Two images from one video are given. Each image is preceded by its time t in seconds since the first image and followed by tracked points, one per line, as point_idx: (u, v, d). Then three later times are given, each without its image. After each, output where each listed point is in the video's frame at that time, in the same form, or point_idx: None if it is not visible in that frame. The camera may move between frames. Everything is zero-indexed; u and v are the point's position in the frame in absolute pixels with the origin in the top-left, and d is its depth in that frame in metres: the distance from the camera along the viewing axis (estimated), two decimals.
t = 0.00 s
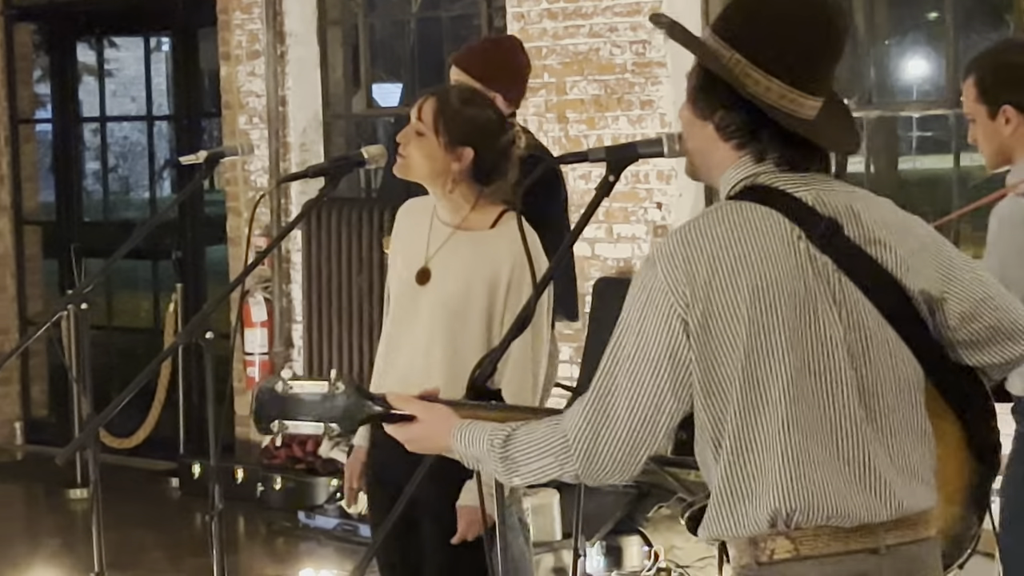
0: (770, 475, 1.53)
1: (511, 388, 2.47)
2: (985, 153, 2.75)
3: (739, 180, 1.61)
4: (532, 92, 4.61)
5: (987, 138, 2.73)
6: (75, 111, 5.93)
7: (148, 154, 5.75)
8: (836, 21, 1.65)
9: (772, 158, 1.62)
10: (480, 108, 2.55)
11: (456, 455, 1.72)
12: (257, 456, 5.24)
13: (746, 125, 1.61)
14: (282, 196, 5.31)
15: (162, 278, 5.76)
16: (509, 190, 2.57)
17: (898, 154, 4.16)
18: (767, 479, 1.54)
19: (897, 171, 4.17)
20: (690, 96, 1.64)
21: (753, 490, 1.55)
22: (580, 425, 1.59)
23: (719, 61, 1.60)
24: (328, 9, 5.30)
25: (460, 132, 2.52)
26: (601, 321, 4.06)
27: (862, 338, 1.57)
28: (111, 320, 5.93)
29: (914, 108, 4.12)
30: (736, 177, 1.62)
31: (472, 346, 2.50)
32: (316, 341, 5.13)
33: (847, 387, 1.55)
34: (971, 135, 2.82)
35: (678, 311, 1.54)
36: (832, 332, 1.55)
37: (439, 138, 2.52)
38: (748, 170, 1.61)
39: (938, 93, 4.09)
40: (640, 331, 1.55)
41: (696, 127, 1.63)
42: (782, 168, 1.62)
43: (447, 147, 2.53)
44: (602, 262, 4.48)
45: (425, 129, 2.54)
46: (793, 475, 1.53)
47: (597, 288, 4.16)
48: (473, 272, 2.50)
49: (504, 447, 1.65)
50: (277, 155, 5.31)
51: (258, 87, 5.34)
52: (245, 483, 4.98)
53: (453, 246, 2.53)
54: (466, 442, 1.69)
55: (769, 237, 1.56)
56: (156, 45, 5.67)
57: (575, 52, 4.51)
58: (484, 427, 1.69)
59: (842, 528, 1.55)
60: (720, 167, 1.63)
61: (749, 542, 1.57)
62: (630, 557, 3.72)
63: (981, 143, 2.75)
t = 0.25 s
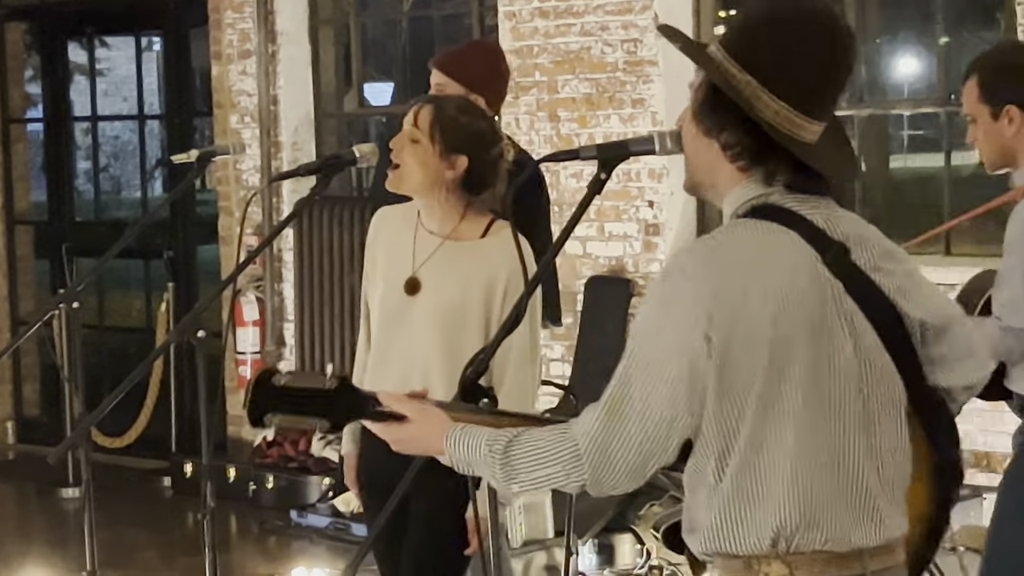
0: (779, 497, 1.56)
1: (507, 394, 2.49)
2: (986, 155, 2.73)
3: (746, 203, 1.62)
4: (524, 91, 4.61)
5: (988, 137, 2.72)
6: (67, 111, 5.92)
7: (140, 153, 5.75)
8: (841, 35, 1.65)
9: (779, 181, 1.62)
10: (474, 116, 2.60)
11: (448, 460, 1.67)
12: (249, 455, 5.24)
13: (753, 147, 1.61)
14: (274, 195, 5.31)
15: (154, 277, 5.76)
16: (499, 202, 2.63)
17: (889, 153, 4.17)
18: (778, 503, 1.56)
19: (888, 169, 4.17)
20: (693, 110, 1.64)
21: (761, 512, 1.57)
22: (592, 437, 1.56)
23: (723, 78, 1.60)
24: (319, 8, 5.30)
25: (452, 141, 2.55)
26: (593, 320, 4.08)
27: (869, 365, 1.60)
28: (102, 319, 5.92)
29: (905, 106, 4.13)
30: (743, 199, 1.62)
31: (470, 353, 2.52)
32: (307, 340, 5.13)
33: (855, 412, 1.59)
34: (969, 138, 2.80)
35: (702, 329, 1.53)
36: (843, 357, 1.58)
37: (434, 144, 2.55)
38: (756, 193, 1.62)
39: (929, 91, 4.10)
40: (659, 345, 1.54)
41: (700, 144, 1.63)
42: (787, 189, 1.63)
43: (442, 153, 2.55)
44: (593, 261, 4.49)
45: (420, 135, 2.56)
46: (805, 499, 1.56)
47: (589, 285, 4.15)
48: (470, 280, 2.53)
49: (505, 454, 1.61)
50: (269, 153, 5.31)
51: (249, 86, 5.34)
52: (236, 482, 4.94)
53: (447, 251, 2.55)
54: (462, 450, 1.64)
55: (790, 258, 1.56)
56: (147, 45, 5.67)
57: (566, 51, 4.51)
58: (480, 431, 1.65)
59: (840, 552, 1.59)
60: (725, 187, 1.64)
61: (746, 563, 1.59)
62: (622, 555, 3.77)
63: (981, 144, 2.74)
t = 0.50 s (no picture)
0: (827, 467, 1.65)
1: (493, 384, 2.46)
2: (983, 150, 2.75)
3: (767, 172, 1.70)
4: (511, 90, 4.61)
5: (987, 137, 2.73)
6: (54, 111, 5.90)
7: (127, 153, 5.74)
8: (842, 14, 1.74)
9: (806, 156, 1.72)
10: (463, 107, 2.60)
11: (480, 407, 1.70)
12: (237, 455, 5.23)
13: (774, 122, 1.69)
14: (261, 194, 5.31)
15: (141, 276, 5.75)
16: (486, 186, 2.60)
17: (876, 150, 4.18)
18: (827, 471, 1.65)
19: (875, 167, 4.18)
20: (708, 88, 1.69)
21: (808, 479, 1.65)
22: (656, 393, 1.59)
23: (746, 56, 1.65)
24: (306, 7, 5.29)
25: (446, 124, 2.55)
26: (581, 320, 4.09)
27: (895, 341, 1.72)
28: (90, 319, 5.91)
29: (892, 104, 4.14)
30: (764, 170, 1.70)
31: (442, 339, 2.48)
32: (295, 339, 5.13)
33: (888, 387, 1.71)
34: (963, 132, 2.81)
35: (770, 290, 1.60)
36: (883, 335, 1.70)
37: (425, 130, 2.54)
38: (776, 164, 1.70)
39: (917, 90, 4.11)
40: (728, 309, 1.60)
41: (717, 120, 1.70)
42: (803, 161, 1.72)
43: (433, 138, 2.55)
44: (581, 259, 4.49)
45: (411, 120, 2.55)
46: (853, 469, 1.66)
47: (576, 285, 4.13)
48: (445, 266, 2.47)
49: (556, 406, 1.63)
50: (257, 152, 5.32)
51: (237, 85, 5.33)
52: (224, 481, 4.93)
53: (428, 235, 2.51)
54: (505, 399, 1.67)
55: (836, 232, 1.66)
56: (134, 44, 5.66)
57: (553, 49, 4.51)
58: (521, 382, 1.67)
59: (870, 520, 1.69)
60: (745, 158, 1.71)
61: (786, 528, 1.67)
62: (610, 553, 3.72)
63: (978, 143, 2.75)
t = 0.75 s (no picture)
0: (870, 449, 1.72)
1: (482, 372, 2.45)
2: (964, 136, 2.76)
3: (758, 169, 1.73)
4: (495, 89, 4.61)
5: (969, 122, 2.75)
6: (36, 112, 5.89)
7: (110, 152, 5.73)
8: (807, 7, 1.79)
9: (790, 155, 1.76)
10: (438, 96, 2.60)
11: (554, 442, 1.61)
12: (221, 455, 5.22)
13: (760, 118, 1.73)
14: (245, 194, 5.29)
15: (125, 276, 5.74)
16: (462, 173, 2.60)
17: (859, 149, 4.19)
18: (870, 452, 1.73)
19: (858, 164, 4.19)
20: (689, 89, 1.72)
21: (855, 463, 1.72)
22: (734, 403, 1.58)
23: (728, 51, 1.69)
24: (289, 6, 5.28)
25: (421, 111, 2.55)
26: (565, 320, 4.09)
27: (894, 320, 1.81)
28: (73, 319, 5.90)
29: (875, 103, 4.15)
30: (754, 166, 1.74)
31: (420, 326, 2.45)
32: (279, 338, 5.13)
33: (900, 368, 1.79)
34: (944, 116, 2.82)
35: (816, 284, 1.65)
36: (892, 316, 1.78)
37: (399, 121, 2.54)
38: (765, 162, 1.74)
39: (900, 88, 4.12)
40: (788, 308, 1.62)
41: (700, 121, 1.73)
42: (785, 157, 1.76)
43: (409, 129, 2.54)
44: (565, 259, 4.49)
45: (383, 114, 2.55)
46: (891, 446, 1.74)
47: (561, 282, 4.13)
48: (422, 251, 2.46)
49: (636, 431, 1.59)
50: (240, 152, 5.29)
51: (220, 84, 5.31)
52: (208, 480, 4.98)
53: (408, 227, 2.51)
54: (581, 428, 1.60)
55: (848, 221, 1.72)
56: (117, 43, 5.64)
57: (537, 48, 4.51)
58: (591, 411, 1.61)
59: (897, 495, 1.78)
60: (733, 158, 1.75)
61: (834, 517, 1.72)
62: (595, 552, 3.65)
63: (960, 126, 2.77)
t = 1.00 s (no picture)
0: (876, 450, 1.70)
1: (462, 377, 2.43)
2: (934, 132, 2.74)
3: (752, 180, 1.72)
4: (474, 86, 4.61)
5: (938, 117, 2.73)
6: (13, 110, 5.84)
7: (88, 151, 5.71)
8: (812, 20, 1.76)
9: (782, 166, 1.74)
10: (422, 89, 2.58)
11: (611, 476, 1.58)
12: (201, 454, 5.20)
13: (753, 129, 1.71)
14: (223, 192, 5.28)
15: (103, 276, 5.71)
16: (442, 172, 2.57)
17: (837, 146, 4.21)
18: (875, 455, 1.70)
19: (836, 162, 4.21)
20: (684, 93, 1.71)
21: (862, 465, 1.69)
22: (771, 412, 1.57)
23: (721, 59, 1.66)
24: (268, 4, 5.27)
25: (403, 106, 2.54)
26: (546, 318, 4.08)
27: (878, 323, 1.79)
28: (51, 319, 5.87)
29: (854, 100, 4.16)
30: (748, 178, 1.72)
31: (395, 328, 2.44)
32: (258, 337, 5.12)
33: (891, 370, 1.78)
34: (914, 112, 2.80)
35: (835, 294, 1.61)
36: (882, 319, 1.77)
37: (381, 113, 2.53)
38: (758, 172, 1.73)
39: (878, 85, 4.12)
40: (816, 313, 1.59)
41: (693, 125, 1.71)
42: (776, 167, 1.74)
43: (391, 123, 2.53)
44: (545, 256, 4.49)
45: (367, 107, 2.53)
46: (893, 448, 1.72)
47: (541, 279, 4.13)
48: (398, 245, 2.45)
49: (693, 458, 1.57)
50: (218, 151, 5.28)
51: (198, 82, 5.29)
52: (187, 480, 4.95)
53: (390, 224, 2.50)
54: (633, 457, 1.57)
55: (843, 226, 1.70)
56: (94, 42, 5.62)
57: (516, 46, 4.51)
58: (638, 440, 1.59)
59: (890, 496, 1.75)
60: (724, 166, 1.74)
61: (836, 518, 1.68)
62: (576, 550, 3.68)
63: (929, 122, 2.75)
